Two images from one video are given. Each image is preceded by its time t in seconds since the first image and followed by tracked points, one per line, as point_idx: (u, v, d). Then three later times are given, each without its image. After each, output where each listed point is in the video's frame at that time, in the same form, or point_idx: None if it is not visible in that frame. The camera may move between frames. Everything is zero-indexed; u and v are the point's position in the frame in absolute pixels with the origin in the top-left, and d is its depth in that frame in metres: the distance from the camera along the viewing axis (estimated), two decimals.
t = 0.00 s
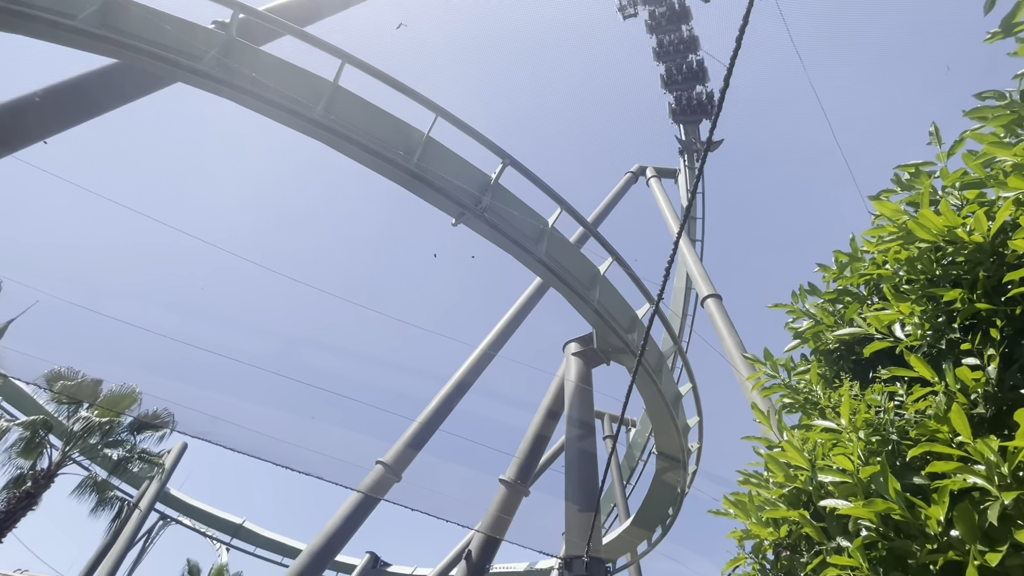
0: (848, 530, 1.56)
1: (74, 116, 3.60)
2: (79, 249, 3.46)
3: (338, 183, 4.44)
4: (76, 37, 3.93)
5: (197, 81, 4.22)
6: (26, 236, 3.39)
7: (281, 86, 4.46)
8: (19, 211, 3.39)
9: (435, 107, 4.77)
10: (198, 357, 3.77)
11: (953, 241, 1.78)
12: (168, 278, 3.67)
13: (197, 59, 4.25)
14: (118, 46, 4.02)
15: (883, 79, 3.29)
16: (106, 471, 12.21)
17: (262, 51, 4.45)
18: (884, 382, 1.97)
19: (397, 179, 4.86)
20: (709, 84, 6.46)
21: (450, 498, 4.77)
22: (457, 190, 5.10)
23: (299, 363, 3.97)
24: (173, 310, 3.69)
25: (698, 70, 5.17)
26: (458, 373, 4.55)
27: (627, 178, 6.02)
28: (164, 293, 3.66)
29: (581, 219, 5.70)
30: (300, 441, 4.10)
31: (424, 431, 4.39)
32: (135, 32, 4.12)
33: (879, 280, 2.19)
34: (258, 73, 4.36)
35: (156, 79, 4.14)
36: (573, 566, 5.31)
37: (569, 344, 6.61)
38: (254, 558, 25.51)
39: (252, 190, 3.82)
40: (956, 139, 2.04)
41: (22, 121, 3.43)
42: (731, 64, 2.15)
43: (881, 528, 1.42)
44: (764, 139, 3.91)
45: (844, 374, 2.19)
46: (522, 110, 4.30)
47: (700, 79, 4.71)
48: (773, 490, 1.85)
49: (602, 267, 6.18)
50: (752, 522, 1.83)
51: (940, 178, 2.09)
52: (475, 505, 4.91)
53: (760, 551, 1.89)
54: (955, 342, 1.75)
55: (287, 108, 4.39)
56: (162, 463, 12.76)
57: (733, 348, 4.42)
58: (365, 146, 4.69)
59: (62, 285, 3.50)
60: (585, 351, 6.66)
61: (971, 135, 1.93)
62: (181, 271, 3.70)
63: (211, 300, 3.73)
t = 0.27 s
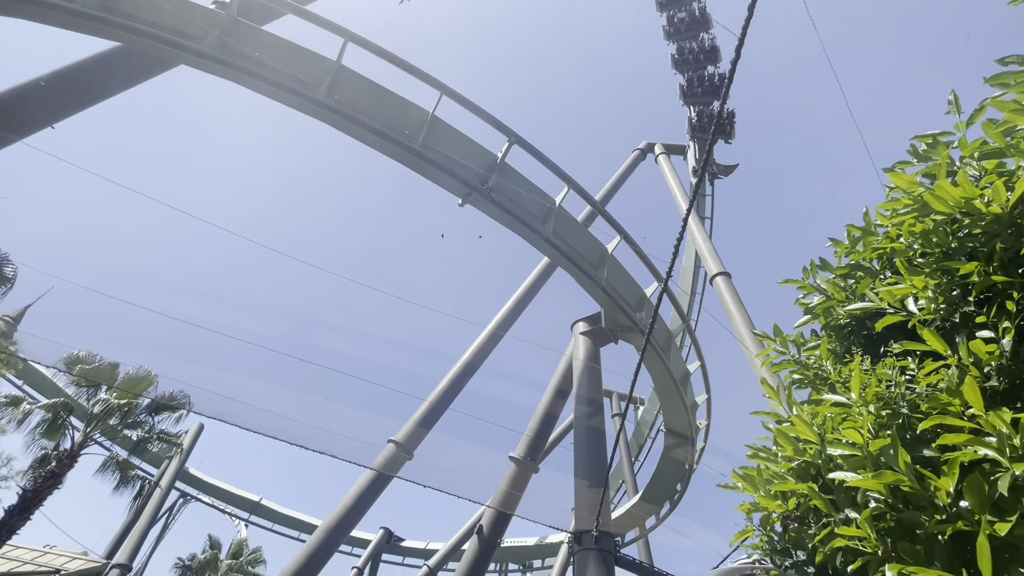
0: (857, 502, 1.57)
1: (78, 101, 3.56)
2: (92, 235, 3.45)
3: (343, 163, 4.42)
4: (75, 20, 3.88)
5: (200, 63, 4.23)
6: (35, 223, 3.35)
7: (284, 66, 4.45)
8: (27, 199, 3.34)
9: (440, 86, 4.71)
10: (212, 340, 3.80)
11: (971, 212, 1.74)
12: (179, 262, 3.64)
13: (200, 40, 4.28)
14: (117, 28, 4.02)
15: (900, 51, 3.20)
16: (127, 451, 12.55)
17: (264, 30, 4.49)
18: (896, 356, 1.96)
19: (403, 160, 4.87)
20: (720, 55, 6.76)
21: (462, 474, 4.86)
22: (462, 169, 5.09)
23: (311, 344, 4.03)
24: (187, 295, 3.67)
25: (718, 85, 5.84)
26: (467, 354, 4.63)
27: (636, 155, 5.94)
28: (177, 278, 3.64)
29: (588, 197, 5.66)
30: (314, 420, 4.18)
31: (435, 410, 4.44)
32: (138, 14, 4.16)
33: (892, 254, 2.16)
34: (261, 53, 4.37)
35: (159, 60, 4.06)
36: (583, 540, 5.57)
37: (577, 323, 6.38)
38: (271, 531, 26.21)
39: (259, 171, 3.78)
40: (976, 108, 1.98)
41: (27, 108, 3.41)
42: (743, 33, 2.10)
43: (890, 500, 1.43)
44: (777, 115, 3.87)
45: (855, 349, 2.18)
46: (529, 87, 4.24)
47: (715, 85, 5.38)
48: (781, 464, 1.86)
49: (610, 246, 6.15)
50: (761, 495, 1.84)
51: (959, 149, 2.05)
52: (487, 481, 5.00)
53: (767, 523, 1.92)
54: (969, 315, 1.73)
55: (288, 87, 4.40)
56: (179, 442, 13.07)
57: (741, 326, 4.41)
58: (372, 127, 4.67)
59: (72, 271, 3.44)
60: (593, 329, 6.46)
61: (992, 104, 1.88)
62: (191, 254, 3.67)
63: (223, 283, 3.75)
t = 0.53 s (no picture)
0: (866, 473, 1.57)
1: (87, 87, 3.58)
2: (104, 220, 3.42)
3: (349, 150, 4.44)
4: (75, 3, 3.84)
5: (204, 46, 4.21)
6: (43, 212, 3.31)
7: (289, 47, 4.44)
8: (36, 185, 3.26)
9: (444, 62, 4.65)
10: (224, 324, 3.77)
11: (989, 181, 1.71)
12: (189, 245, 3.61)
13: (201, 22, 4.23)
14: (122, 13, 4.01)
15: (922, 14, 3.09)
16: (148, 432, 12.92)
17: (267, 9, 4.44)
18: (909, 329, 1.94)
19: (410, 141, 4.84)
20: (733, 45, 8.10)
21: (474, 452, 4.93)
22: (471, 148, 5.05)
23: (323, 325, 4.00)
24: (199, 278, 3.67)
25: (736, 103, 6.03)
26: (479, 331, 4.64)
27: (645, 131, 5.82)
28: (189, 261, 3.61)
29: (596, 174, 5.63)
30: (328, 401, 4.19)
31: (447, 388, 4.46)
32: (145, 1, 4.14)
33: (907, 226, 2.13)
34: (265, 33, 4.36)
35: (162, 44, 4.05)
36: (594, 514, 5.74)
37: (586, 302, 6.63)
38: (289, 508, 26.86)
39: (265, 157, 3.89)
40: (997, 72, 1.92)
41: (35, 94, 3.41)
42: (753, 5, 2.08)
43: (900, 471, 1.43)
44: (796, 87, 3.77)
45: (867, 324, 2.16)
46: (536, 62, 4.16)
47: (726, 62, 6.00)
48: (790, 437, 1.87)
49: (619, 225, 6.11)
50: (771, 468, 1.85)
51: (979, 115, 1.99)
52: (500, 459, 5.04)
53: (777, 495, 1.94)
54: (986, 286, 1.69)
55: (293, 69, 4.38)
56: (198, 425, 13.35)
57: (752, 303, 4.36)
58: (376, 107, 4.62)
59: (84, 255, 3.42)
60: (603, 308, 6.57)
61: (1014, 67, 1.81)
62: (202, 237, 3.64)
63: (234, 266, 3.74)
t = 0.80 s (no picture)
0: (879, 444, 1.57)
1: (93, 73, 3.48)
2: (120, 211, 3.49)
3: (357, 126, 4.27)
4: None
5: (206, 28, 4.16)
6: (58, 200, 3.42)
7: (293, 29, 4.46)
8: (55, 176, 3.41)
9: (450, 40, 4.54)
10: (240, 308, 3.91)
11: (1012, 147, 1.66)
12: (205, 232, 3.71)
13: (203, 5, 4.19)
14: None
15: None
16: (169, 415, 13.24)
17: None
18: (926, 300, 1.91)
19: (415, 121, 4.84)
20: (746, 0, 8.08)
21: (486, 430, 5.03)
22: (479, 128, 5.07)
23: (335, 308, 4.07)
24: (214, 264, 3.76)
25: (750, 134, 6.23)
26: (489, 312, 4.65)
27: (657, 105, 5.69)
28: (205, 248, 3.71)
29: (606, 151, 5.52)
30: (342, 381, 4.30)
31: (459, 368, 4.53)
32: None
33: (924, 197, 2.08)
34: (269, 15, 4.39)
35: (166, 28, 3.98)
36: (606, 489, 5.80)
37: (597, 281, 6.47)
38: (308, 485, 27.54)
39: (275, 137, 3.73)
40: None
41: (43, 83, 3.38)
42: None
43: (913, 441, 1.43)
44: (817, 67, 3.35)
45: (882, 296, 2.14)
46: (542, 37, 4.07)
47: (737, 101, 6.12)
48: (802, 411, 1.86)
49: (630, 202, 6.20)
50: (782, 441, 1.86)
51: (1003, 79, 1.92)
52: (511, 436, 5.15)
53: (789, 468, 1.94)
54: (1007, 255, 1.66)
55: (298, 52, 4.43)
56: (218, 406, 13.63)
57: (766, 281, 4.30)
58: (381, 86, 4.62)
59: (104, 244, 3.57)
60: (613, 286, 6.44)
61: None
62: (218, 224, 3.72)
63: (246, 252, 3.80)
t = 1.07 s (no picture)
0: (895, 416, 1.57)
1: (102, 63, 3.52)
2: (135, 199, 3.54)
3: (367, 105, 4.22)
4: None
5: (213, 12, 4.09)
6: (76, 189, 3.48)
7: (297, 11, 4.48)
8: (71, 167, 3.44)
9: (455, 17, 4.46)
10: (254, 292, 3.95)
11: None
12: (219, 218, 3.73)
13: None
14: None
15: None
16: (191, 399, 13.57)
17: None
18: (944, 271, 1.88)
19: (421, 101, 4.84)
20: None
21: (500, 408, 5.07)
22: (484, 106, 4.98)
23: (349, 291, 4.09)
24: (231, 250, 3.79)
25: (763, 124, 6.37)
26: (501, 293, 4.66)
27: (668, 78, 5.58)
28: (221, 234, 3.74)
29: (616, 128, 5.46)
30: (356, 363, 4.34)
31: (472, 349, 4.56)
32: None
33: (945, 165, 2.04)
34: None
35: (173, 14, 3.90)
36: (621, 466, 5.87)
37: (609, 260, 6.25)
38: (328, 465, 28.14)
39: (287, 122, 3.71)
40: None
41: (54, 73, 3.36)
42: None
43: (930, 412, 1.42)
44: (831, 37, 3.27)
45: (900, 268, 2.11)
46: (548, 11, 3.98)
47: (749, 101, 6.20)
48: (818, 384, 1.85)
49: (642, 179, 6.14)
50: (798, 414, 1.86)
51: None
52: (524, 414, 5.20)
53: (803, 441, 1.94)
54: None
55: (305, 39, 4.47)
56: (238, 390, 13.91)
57: (780, 257, 4.26)
58: (384, 66, 4.65)
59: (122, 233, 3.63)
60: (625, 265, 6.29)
61: None
62: (234, 211, 3.74)
63: (261, 237, 3.83)
